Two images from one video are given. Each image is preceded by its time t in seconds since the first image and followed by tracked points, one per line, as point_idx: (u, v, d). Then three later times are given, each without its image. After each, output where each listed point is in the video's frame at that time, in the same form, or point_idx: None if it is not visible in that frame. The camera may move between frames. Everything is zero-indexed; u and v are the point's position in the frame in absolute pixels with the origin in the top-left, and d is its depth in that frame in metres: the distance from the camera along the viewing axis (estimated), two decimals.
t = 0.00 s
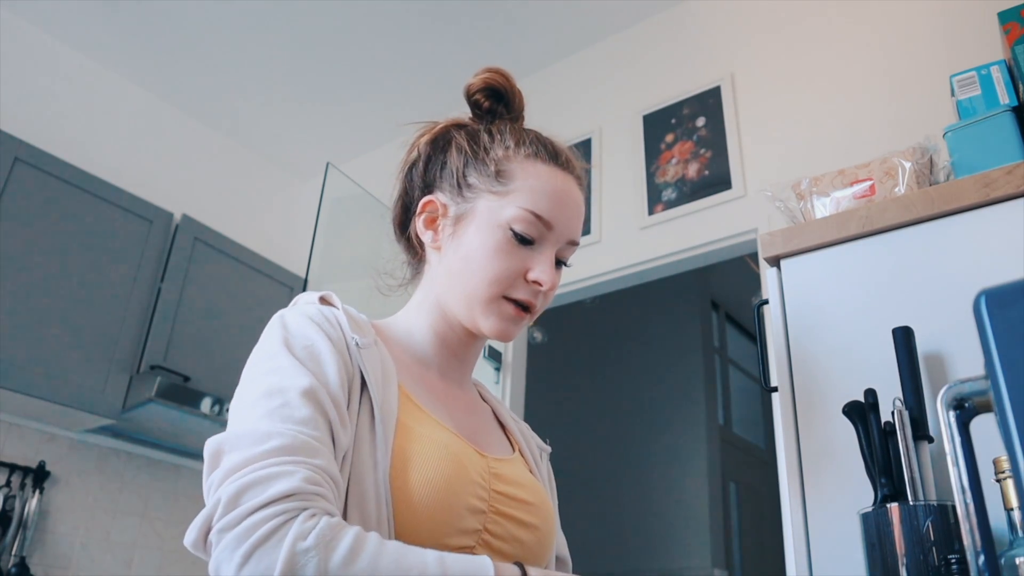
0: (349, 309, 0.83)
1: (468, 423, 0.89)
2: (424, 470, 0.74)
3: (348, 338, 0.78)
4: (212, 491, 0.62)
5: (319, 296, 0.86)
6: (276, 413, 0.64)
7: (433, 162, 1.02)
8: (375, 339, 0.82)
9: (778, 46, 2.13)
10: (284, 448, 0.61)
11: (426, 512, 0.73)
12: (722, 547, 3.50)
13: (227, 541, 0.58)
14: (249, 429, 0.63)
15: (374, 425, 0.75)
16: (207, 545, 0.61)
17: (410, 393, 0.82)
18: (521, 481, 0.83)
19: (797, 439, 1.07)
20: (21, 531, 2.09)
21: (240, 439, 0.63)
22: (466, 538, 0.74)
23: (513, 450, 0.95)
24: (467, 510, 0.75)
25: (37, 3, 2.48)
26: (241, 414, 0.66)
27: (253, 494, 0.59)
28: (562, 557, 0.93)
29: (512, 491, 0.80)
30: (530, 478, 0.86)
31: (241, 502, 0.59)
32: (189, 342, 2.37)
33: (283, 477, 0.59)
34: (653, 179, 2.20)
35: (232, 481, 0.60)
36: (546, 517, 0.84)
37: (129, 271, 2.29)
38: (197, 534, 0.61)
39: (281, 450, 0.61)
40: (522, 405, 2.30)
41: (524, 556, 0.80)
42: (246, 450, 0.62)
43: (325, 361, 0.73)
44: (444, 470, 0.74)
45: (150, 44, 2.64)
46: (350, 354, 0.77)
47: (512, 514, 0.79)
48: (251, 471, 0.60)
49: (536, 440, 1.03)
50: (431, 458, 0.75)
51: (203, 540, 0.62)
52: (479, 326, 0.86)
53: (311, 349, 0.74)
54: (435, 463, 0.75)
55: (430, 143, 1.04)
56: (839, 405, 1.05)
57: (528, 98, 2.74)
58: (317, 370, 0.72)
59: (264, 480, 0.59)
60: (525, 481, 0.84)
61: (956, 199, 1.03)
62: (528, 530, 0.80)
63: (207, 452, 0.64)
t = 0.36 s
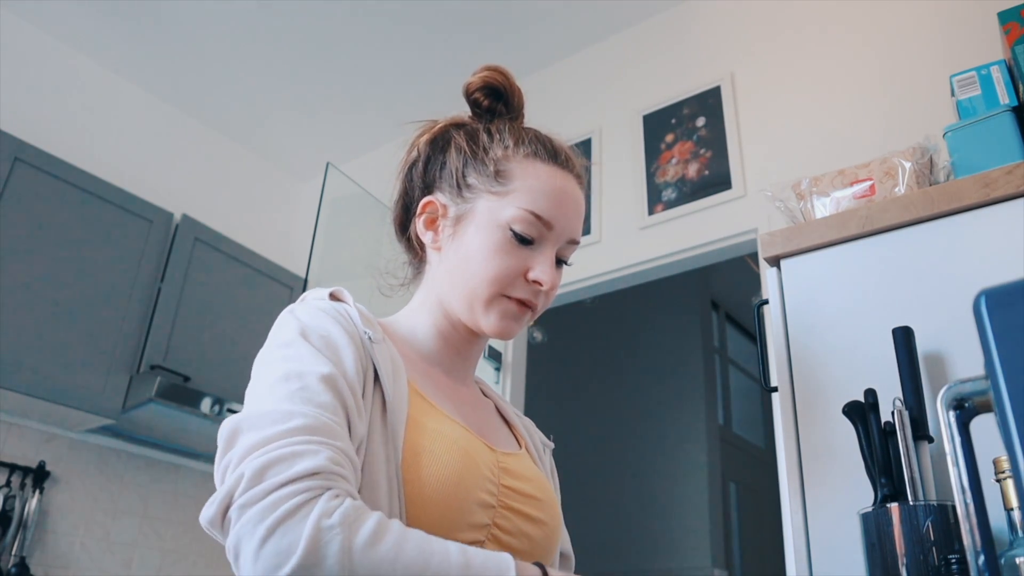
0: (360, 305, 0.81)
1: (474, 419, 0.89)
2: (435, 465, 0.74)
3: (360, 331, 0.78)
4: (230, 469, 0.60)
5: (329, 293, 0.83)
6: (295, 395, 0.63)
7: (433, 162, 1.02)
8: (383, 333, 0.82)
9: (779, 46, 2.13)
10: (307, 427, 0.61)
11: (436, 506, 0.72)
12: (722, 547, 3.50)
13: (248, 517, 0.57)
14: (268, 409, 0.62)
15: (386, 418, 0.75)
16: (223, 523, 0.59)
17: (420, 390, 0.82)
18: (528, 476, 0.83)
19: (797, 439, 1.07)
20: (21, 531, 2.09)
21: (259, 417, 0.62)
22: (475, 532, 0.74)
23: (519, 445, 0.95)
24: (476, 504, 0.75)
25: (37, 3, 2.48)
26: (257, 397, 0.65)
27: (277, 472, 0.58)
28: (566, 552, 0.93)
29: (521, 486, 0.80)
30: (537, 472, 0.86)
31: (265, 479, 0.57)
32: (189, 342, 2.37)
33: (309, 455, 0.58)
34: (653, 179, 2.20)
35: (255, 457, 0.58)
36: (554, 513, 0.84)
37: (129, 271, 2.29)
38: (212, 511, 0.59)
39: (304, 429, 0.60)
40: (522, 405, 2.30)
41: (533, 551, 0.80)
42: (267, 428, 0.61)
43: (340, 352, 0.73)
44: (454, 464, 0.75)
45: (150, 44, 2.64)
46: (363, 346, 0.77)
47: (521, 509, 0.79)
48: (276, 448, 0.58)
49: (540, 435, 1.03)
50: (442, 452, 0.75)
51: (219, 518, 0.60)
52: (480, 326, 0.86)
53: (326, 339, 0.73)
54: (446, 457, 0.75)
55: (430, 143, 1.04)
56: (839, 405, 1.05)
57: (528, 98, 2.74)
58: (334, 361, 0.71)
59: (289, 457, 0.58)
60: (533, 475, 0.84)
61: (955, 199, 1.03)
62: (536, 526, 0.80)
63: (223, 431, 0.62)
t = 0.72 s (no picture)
0: (361, 307, 0.81)
1: (472, 420, 0.89)
2: (434, 467, 0.74)
3: (361, 333, 0.77)
4: (242, 473, 0.59)
5: (330, 294, 0.82)
6: (305, 396, 0.63)
7: (430, 162, 1.02)
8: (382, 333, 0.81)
9: (780, 46, 2.13)
10: (320, 429, 0.60)
11: (434, 508, 0.72)
12: (722, 547, 3.50)
13: (265, 519, 0.56)
14: (279, 411, 0.62)
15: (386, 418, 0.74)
16: (239, 526, 0.58)
17: (420, 392, 0.82)
18: (527, 477, 0.83)
19: (797, 439, 1.07)
20: (21, 531, 2.09)
21: (271, 421, 0.61)
22: (473, 533, 0.74)
23: (517, 445, 0.95)
24: (475, 506, 0.75)
25: (37, 3, 2.48)
26: (265, 398, 0.64)
27: (295, 474, 0.57)
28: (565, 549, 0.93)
29: (519, 487, 0.80)
30: (535, 473, 0.86)
31: (282, 480, 0.57)
32: (189, 342, 2.37)
33: (326, 457, 0.58)
34: (653, 179, 2.20)
35: (271, 458, 0.58)
36: (551, 514, 0.84)
37: (129, 271, 2.29)
38: (227, 514, 0.58)
39: (317, 431, 0.60)
40: (522, 405, 2.30)
41: (531, 552, 0.80)
42: (279, 430, 0.60)
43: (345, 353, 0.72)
44: (453, 467, 0.75)
45: (150, 44, 2.64)
46: (365, 347, 0.76)
47: (519, 511, 0.79)
48: (292, 450, 0.58)
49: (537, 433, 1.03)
50: (441, 455, 0.75)
51: (235, 521, 0.58)
52: (477, 327, 0.86)
53: (330, 339, 0.73)
54: (445, 460, 0.75)
55: (426, 142, 1.04)
56: (839, 405, 1.05)
57: (528, 98, 2.74)
58: (339, 361, 0.71)
59: (306, 458, 0.57)
60: (531, 476, 0.84)
61: (955, 199, 1.03)
62: (534, 527, 0.80)
63: (231, 434, 0.62)
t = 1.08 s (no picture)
0: (358, 308, 0.81)
1: (470, 422, 0.89)
2: (429, 470, 0.74)
3: (361, 336, 0.77)
4: (253, 488, 0.58)
5: (327, 296, 0.82)
6: (311, 406, 0.62)
7: (427, 162, 1.02)
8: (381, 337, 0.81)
9: (780, 46, 2.13)
10: (328, 440, 0.59)
11: (430, 509, 0.73)
12: (722, 547, 3.50)
13: (280, 534, 0.55)
14: (285, 422, 0.61)
15: (385, 421, 0.74)
16: (251, 541, 0.57)
17: (419, 396, 0.82)
18: (524, 480, 0.83)
19: (797, 439, 1.07)
20: (21, 531, 2.09)
21: (278, 432, 0.60)
22: (469, 537, 0.74)
23: (514, 446, 0.95)
24: (471, 509, 0.75)
25: (37, 3, 2.48)
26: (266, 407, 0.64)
27: (309, 487, 0.56)
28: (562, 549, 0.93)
29: (517, 490, 0.80)
30: (531, 474, 0.86)
31: (298, 493, 0.56)
32: (189, 342, 2.37)
33: (340, 469, 0.57)
34: (653, 179, 2.20)
35: (284, 472, 0.57)
36: (548, 515, 0.84)
37: (129, 271, 2.29)
38: (240, 531, 0.56)
39: (326, 443, 0.59)
40: (522, 405, 2.30)
41: (527, 554, 0.81)
42: (289, 442, 0.59)
43: (344, 356, 0.72)
44: (449, 470, 0.74)
45: (150, 44, 2.65)
46: (364, 351, 0.76)
47: (517, 513, 0.79)
48: (305, 463, 0.57)
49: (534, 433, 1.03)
50: (437, 458, 0.75)
51: (248, 536, 0.57)
52: (478, 327, 0.86)
53: (330, 344, 0.72)
54: (441, 463, 0.75)
55: (423, 142, 1.04)
56: (839, 405, 1.05)
57: (528, 98, 2.74)
58: (337, 363, 0.71)
59: (321, 471, 0.57)
60: (528, 478, 0.84)
61: (956, 199, 1.03)
62: (530, 528, 0.80)
63: (239, 447, 0.60)
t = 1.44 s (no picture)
0: (357, 310, 0.81)
1: (467, 421, 0.89)
2: (431, 472, 0.74)
3: (362, 338, 0.77)
4: (272, 489, 0.57)
5: (326, 299, 0.82)
6: (323, 408, 0.62)
7: (418, 162, 1.02)
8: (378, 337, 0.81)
9: (781, 46, 2.12)
10: (345, 440, 0.59)
11: (430, 511, 0.72)
12: (722, 547, 3.50)
13: (304, 533, 0.54)
14: (297, 422, 0.60)
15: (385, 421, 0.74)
16: (272, 543, 0.56)
17: (417, 396, 0.82)
18: (523, 480, 0.83)
19: (797, 439, 1.07)
20: (21, 531, 2.09)
21: (293, 433, 0.59)
22: (469, 538, 0.74)
23: (510, 446, 0.95)
24: (472, 511, 0.75)
25: (37, 3, 2.48)
26: (277, 408, 0.63)
27: (332, 486, 0.56)
28: (561, 546, 0.93)
29: (517, 492, 0.80)
30: (530, 475, 0.86)
31: (321, 492, 0.55)
32: (189, 342, 2.37)
33: (360, 468, 0.57)
34: (653, 179, 2.20)
35: (304, 472, 0.56)
36: (546, 516, 0.84)
37: (129, 271, 2.29)
38: (262, 532, 0.55)
39: (342, 443, 0.59)
40: (522, 405, 2.30)
41: (526, 555, 0.80)
42: (305, 443, 0.59)
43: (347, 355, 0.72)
44: (450, 472, 0.74)
45: (150, 44, 2.65)
46: (365, 350, 0.76)
47: (517, 514, 0.79)
48: (327, 462, 0.56)
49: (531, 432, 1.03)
50: (439, 460, 0.75)
51: (269, 538, 0.56)
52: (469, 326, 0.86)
53: (334, 344, 0.72)
54: (443, 465, 0.75)
55: (415, 142, 1.04)
56: (839, 405, 1.05)
57: (529, 98, 2.74)
58: (340, 361, 0.71)
59: (342, 470, 0.56)
60: (527, 479, 0.84)
61: (956, 199, 1.03)
62: (529, 529, 0.80)
63: (255, 449, 0.59)
